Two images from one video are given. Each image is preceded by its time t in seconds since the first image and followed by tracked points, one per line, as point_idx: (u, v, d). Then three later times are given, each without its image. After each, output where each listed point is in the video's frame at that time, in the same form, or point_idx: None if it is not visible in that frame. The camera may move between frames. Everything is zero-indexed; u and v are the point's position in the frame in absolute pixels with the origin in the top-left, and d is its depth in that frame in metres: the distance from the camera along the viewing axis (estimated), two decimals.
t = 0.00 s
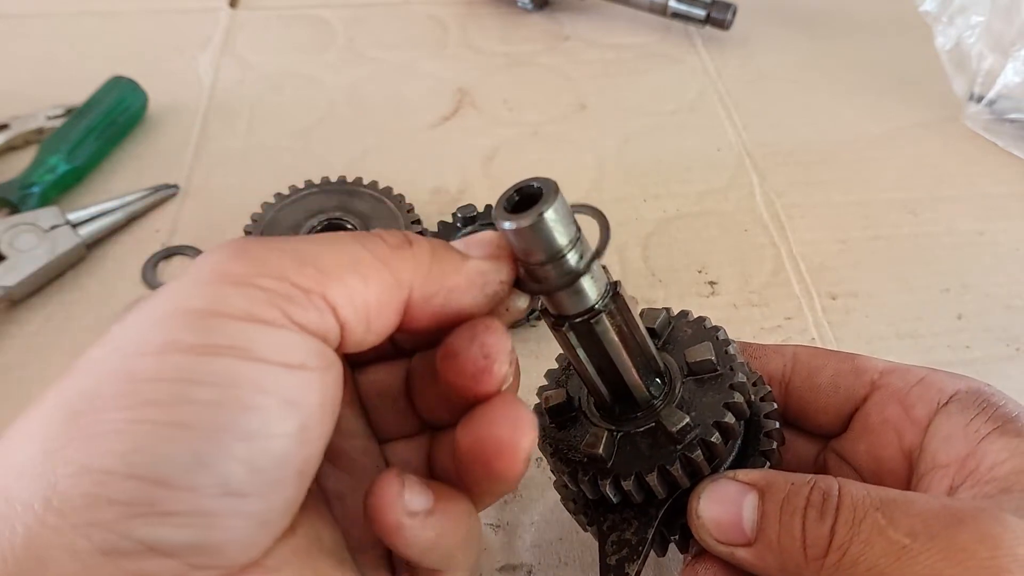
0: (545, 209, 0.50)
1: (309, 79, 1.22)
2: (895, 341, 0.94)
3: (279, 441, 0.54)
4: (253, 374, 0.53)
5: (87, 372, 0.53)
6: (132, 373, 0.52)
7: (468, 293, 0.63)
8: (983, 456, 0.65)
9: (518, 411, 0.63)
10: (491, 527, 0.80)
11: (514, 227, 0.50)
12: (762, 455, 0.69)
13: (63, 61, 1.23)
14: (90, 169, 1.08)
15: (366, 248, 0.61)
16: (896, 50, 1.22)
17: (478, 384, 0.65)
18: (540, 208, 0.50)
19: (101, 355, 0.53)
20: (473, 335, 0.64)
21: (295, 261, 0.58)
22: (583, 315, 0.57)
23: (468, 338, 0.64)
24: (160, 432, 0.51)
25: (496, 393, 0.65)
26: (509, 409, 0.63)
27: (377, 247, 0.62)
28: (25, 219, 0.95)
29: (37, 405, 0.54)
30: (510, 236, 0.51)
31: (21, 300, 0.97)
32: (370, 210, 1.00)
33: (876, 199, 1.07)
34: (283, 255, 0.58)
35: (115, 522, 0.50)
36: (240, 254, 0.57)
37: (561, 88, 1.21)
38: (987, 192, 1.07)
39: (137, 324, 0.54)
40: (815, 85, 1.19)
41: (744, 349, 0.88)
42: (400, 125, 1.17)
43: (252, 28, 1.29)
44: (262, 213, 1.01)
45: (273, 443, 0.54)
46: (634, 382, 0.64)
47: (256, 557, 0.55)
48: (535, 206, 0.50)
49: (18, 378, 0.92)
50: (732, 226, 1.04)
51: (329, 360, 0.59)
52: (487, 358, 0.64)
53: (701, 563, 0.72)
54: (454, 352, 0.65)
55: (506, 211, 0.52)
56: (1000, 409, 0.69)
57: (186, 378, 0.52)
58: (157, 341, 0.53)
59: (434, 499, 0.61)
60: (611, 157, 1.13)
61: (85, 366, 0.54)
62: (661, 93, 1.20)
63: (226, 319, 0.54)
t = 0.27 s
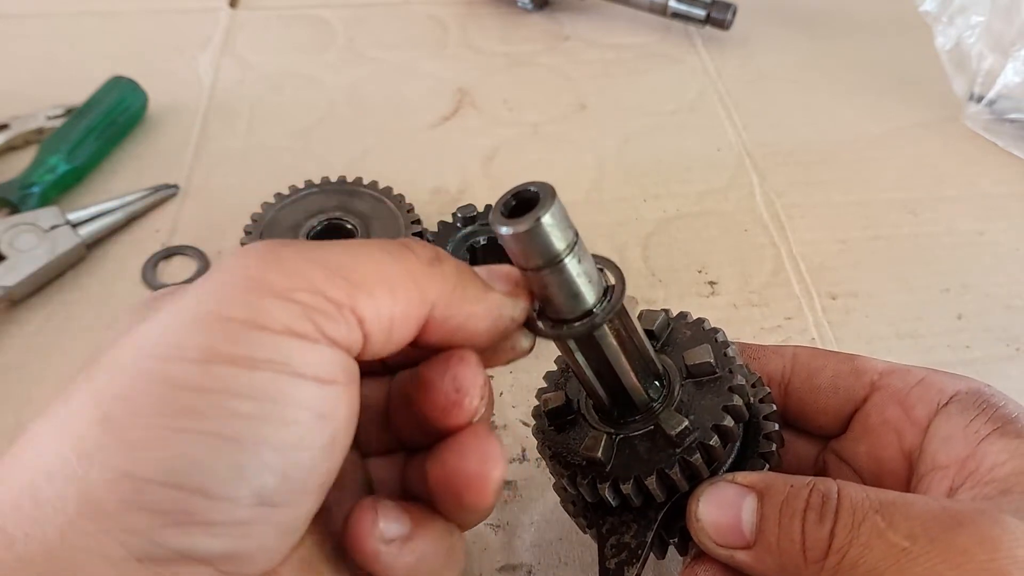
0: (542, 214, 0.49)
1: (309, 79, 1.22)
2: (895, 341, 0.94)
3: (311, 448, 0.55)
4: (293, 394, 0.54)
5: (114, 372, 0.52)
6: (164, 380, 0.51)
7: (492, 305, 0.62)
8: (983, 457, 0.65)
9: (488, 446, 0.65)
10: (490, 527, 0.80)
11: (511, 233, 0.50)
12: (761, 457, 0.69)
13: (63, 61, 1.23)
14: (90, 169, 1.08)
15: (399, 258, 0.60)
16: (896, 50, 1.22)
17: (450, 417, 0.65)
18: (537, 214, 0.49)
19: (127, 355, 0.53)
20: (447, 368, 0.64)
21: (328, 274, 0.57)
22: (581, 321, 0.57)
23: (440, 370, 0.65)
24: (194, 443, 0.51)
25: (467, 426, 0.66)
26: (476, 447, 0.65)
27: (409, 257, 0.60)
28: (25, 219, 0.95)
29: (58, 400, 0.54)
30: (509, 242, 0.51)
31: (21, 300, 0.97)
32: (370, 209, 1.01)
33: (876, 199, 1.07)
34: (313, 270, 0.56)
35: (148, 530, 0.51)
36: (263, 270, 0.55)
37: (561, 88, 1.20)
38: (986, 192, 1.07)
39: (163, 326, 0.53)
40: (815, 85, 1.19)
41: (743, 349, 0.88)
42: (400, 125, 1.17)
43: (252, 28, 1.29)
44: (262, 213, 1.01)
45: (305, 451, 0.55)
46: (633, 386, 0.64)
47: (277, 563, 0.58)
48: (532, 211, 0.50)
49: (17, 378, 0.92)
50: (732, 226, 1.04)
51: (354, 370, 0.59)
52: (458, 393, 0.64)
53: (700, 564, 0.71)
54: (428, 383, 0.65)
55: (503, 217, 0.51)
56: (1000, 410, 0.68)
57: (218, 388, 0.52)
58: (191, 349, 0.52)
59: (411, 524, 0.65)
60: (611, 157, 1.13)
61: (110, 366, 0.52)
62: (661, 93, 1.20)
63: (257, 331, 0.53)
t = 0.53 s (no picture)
0: (552, 207, 0.49)
1: (309, 79, 1.22)
2: (895, 341, 0.94)
3: (341, 473, 0.57)
4: (328, 441, 0.55)
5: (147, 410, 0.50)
6: (200, 431, 0.50)
7: (514, 339, 0.62)
8: (985, 456, 0.65)
9: (517, 455, 0.73)
10: (491, 527, 0.80)
11: (522, 225, 0.50)
12: (765, 455, 0.69)
13: (63, 61, 1.23)
14: (90, 169, 1.08)
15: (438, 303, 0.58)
16: (896, 50, 1.22)
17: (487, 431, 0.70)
18: (547, 206, 0.49)
19: (155, 391, 0.50)
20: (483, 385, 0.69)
21: (373, 325, 0.55)
22: (588, 314, 0.58)
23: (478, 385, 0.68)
24: (228, 485, 0.50)
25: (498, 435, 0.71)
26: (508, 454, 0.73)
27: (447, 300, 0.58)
28: (25, 219, 0.95)
29: (74, 410, 0.51)
30: (520, 235, 0.51)
31: (21, 300, 0.97)
32: (370, 209, 1.01)
33: (876, 199, 1.07)
34: (349, 323, 0.54)
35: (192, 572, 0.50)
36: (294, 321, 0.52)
37: (561, 88, 1.20)
38: (986, 192, 1.07)
39: (200, 367, 0.51)
40: (815, 85, 1.19)
41: (744, 349, 0.87)
42: (399, 125, 1.17)
43: (251, 28, 1.29)
44: (262, 212, 1.01)
45: (336, 478, 0.56)
46: (639, 381, 0.64)
47: None
48: (543, 203, 0.50)
49: (17, 378, 0.92)
50: (732, 226, 1.04)
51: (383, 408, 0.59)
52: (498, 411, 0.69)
53: (702, 562, 0.72)
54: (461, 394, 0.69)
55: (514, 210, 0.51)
56: (1002, 409, 0.69)
57: (253, 434, 0.51)
58: (237, 400, 0.51)
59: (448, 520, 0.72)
60: (611, 157, 1.12)
61: (134, 399, 0.50)
62: (661, 93, 1.20)
63: (294, 387, 0.52)
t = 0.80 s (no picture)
0: (553, 212, 0.50)
1: (309, 79, 1.22)
2: (895, 341, 0.94)
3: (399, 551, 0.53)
4: (403, 515, 0.51)
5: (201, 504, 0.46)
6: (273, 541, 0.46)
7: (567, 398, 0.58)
8: (986, 456, 0.65)
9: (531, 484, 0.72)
10: (490, 527, 0.80)
11: (522, 230, 0.50)
12: (766, 457, 0.69)
13: (63, 61, 1.23)
14: (90, 169, 1.08)
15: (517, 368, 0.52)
16: (895, 50, 1.22)
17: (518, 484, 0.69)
18: (547, 211, 0.50)
19: (211, 484, 0.46)
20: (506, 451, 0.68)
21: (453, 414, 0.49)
22: (589, 318, 0.58)
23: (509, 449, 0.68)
24: None
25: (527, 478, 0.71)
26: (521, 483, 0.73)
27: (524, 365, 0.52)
28: (25, 219, 0.95)
29: (123, 479, 0.47)
30: (520, 240, 0.51)
31: (21, 300, 0.97)
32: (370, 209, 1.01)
33: (875, 199, 1.07)
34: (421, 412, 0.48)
35: None
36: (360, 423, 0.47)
37: (561, 88, 1.20)
38: (986, 192, 1.07)
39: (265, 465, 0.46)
40: (815, 85, 1.19)
41: (744, 348, 0.87)
42: (399, 125, 1.17)
43: (252, 28, 1.29)
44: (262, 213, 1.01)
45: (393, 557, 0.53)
46: (641, 384, 0.63)
47: None
48: (543, 208, 0.50)
49: (17, 378, 0.92)
50: (732, 226, 1.04)
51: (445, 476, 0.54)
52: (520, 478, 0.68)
53: (704, 563, 0.71)
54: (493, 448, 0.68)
55: (515, 214, 0.51)
56: (1003, 408, 0.69)
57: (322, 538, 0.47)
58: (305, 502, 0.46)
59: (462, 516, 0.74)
60: (610, 157, 1.12)
61: (194, 487, 0.46)
62: (661, 93, 1.20)
63: (370, 492, 0.48)
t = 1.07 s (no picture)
0: (558, 212, 0.50)
1: (309, 79, 1.22)
2: (895, 341, 0.94)
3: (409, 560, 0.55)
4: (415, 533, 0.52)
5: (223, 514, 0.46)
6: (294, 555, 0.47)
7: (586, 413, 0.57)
8: (987, 455, 0.65)
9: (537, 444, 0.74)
10: (491, 527, 0.80)
11: (528, 231, 0.50)
12: (768, 458, 0.69)
13: (63, 61, 1.23)
14: (90, 169, 1.08)
15: (541, 415, 0.52)
16: (896, 50, 1.22)
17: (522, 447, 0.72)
18: (553, 212, 0.50)
19: (237, 497, 0.46)
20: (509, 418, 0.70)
21: (480, 434, 0.50)
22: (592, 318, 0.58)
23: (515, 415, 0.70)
24: None
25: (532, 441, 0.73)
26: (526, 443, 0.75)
27: (549, 410, 0.53)
28: (25, 219, 0.95)
29: (142, 494, 0.47)
30: (526, 241, 0.51)
31: (21, 300, 0.97)
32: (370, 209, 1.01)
33: (875, 199, 1.07)
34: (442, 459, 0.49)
35: None
36: (381, 470, 0.48)
37: (561, 88, 1.20)
38: (986, 192, 1.07)
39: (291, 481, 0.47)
40: (815, 85, 1.19)
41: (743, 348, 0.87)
42: (399, 125, 1.17)
43: (252, 28, 1.29)
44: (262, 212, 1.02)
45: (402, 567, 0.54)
46: (644, 385, 0.64)
47: None
48: (548, 209, 0.50)
49: (16, 378, 0.92)
50: (732, 226, 1.04)
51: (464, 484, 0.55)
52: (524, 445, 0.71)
53: (705, 563, 0.72)
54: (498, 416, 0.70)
55: (520, 214, 0.51)
56: (1004, 408, 0.68)
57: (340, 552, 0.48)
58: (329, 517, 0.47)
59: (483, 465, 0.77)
60: (611, 157, 1.12)
61: (216, 515, 0.46)
62: (661, 93, 1.20)
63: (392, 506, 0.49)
